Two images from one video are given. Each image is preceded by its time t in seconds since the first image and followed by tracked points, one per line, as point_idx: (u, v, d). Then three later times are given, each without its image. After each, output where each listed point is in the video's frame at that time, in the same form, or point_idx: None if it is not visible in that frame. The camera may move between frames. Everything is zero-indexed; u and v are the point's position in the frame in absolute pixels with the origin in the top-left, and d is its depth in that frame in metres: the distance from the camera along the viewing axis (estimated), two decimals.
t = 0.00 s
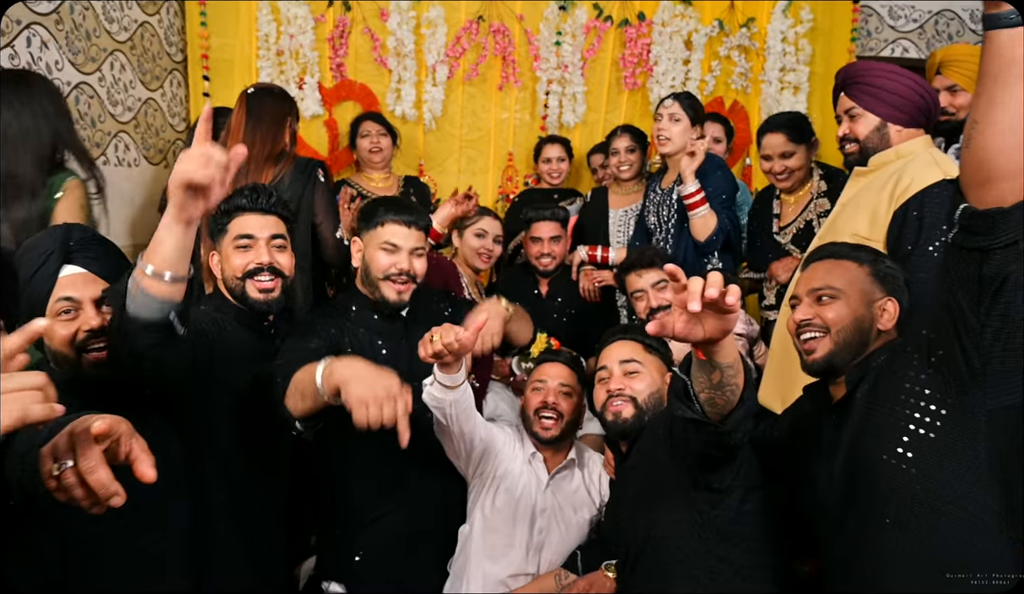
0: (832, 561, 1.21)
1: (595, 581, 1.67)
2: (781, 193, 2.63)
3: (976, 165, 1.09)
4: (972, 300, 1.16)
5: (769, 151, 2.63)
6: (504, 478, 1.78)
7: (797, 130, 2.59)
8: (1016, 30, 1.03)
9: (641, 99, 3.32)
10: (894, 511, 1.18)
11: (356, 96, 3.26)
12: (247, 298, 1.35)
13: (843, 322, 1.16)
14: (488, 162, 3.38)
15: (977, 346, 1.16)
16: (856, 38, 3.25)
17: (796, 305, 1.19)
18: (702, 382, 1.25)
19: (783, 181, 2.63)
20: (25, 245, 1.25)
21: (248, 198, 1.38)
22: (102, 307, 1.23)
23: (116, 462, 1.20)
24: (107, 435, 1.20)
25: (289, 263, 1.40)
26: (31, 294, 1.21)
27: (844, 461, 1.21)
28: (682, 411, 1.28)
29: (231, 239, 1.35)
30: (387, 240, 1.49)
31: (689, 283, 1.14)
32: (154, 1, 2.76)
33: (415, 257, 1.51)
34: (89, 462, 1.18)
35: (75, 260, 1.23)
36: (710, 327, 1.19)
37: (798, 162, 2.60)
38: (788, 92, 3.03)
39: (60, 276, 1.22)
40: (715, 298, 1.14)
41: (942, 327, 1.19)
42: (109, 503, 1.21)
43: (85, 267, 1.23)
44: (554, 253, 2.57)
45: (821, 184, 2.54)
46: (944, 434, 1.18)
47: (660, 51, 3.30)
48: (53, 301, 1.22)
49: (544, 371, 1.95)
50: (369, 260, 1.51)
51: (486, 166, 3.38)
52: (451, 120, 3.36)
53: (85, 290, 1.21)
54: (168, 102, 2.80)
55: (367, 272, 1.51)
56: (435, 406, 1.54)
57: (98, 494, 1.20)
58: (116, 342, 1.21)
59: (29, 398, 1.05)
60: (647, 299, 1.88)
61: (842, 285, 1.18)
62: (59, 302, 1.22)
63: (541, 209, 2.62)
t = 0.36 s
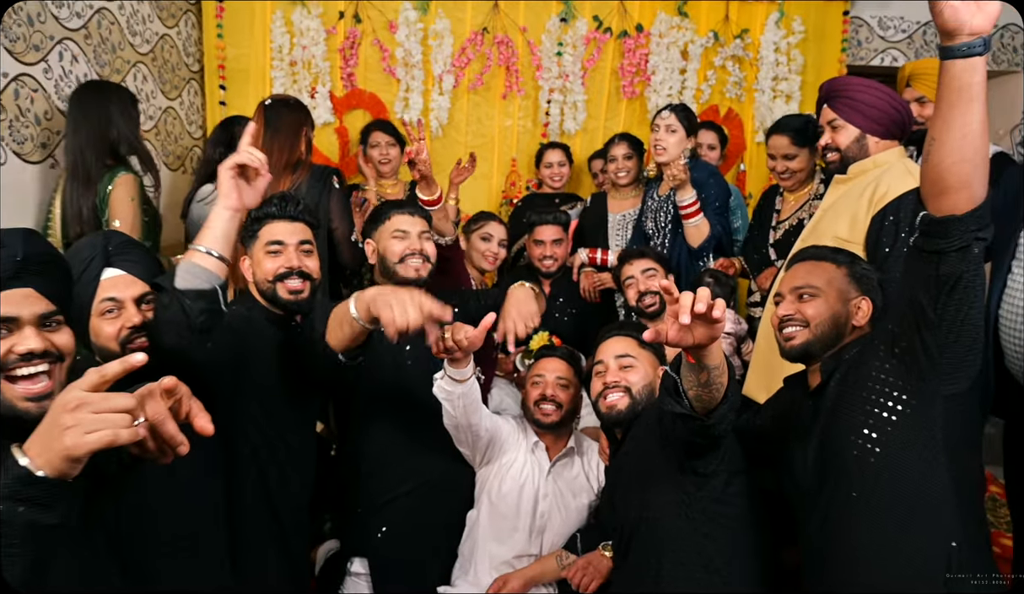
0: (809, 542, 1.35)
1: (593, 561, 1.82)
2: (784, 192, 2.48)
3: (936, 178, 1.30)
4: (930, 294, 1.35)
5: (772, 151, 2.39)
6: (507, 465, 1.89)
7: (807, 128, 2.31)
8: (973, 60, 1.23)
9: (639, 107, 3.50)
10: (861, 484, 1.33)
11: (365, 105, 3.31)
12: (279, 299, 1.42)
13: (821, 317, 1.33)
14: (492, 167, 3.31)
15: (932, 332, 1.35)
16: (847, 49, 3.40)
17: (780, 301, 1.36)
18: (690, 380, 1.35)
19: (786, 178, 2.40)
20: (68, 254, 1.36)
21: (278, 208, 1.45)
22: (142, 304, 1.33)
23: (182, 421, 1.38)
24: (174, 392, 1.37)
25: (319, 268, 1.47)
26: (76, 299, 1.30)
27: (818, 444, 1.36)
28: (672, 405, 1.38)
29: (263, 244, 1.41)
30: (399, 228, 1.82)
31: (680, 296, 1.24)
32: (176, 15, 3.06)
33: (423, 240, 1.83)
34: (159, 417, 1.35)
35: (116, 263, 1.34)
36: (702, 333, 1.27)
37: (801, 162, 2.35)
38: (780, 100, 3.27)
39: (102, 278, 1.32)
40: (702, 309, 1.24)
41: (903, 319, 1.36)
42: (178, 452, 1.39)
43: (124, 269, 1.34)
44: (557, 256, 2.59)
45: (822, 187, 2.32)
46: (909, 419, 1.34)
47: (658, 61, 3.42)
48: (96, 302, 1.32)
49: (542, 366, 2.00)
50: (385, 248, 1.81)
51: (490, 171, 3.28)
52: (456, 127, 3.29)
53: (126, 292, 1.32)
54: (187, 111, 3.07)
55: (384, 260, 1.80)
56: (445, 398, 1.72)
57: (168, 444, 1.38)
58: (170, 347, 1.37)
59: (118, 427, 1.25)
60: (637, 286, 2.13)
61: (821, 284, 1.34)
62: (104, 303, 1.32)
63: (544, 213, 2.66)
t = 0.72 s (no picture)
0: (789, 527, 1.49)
1: (593, 544, 1.84)
2: (778, 199, 2.56)
3: (909, 195, 1.38)
4: (902, 296, 1.40)
5: (767, 159, 2.52)
6: (517, 456, 2.01)
7: (802, 138, 2.47)
8: (945, 91, 1.34)
9: (638, 116, 3.56)
10: (839, 468, 1.41)
11: (375, 114, 3.47)
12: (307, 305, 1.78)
13: (808, 318, 1.53)
14: (496, 174, 3.58)
15: (904, 332, 1.40)
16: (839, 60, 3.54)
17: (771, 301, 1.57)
18: (673, 372, 1.47)
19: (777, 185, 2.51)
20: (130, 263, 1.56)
21: (299, 215, 1.93)
22: (199, 313, 1.54)
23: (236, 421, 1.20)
24: (230, 393, 1.19)
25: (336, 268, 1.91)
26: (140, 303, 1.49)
27: (803, 433, 1.48)
28: (658, 394, 1.51)
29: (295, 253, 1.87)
30: (422, 231, 2.07)
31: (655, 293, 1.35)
32: (193, 29, 3.17)
33: (444, 241, 2.08)
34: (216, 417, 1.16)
35: (177, 274, 1.56)
36: (677, 327, 1.39)
37: (795, 170, 2.47)
38: (774, 109, 3.50)
39: (165, 287, 1.52)
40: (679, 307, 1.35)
41: (879, 324, 1.45)
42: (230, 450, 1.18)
43: (183, 280, 1.56)
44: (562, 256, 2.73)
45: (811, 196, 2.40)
46: (885, 413, 1.42)
47: (656, 72, 3.48)
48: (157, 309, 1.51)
49: (550, 366, 2.09)
50: (410, 251, 2.07)
51: (494, 177, 3.58)
52: (463, 136, 3.54)
53: (184, 301, 1.53)
54: (204, 120, 3.25)
55: (411, 260, 2.07)
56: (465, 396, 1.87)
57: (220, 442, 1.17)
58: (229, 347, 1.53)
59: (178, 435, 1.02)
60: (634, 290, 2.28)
61: (808, 288, 1.55)
62: (164, 311, 1.50)
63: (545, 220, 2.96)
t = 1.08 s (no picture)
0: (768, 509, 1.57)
1: (585, 531, 1.91)
2: (761, 202, 2.65)
3: (880, 201, 1.41)
4: (874, 296, 1.45)
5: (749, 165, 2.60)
6: (512, 446, 2.08)
7: (782, 143, 2.54)
8: (912, 104, 1.35)
9: (633, 120, 3.66)
10: (818, 454, 1.47)
11: (377, 119, 3.58)
12: (302, 293, 1.83)
13: (794, 316, 1.57)
14: (494, 176, 3.68)
15: (876, 328, 1.45)
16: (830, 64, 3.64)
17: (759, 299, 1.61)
18: (659, 362, 1.54)
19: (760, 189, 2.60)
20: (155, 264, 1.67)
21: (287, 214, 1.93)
22: (216, 312, 1.63)
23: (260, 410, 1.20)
24: (255, 384, 1.20)
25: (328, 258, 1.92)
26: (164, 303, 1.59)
27: (784, 423, 1.53)
28: (645, 383, 1.59)
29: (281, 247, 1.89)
30: (414, 234, 2.21)
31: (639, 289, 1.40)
32: (201, 37, 3.27)
33: (434, 242, 2.22)
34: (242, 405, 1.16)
35: (197, 275, 1.66)
36: (663, 321, 1.44)
37: (776, 175, 2.56)
38: (765, 113, 3.55)
39: (186, 287, 1.62)
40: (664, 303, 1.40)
41: (854, 322, 1.51)
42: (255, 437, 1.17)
43: (203, 281, 1.65)
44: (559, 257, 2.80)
45: (795, 199, 2.51)
46: (859, 403, 1.49)
47: (650, 77, 3.59)
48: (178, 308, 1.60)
49: (544, 361, 2.18)
50: (404, 252, 2.22)
51: (493, 179, 3.68)
52: (462, 139, 3.65)
53: (203, 300, 1.62)
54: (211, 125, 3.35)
55: (405, 262, 2.21)
56: (469, 388, 1.94)
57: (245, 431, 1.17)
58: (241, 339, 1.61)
59: (212, 416, 1.02)
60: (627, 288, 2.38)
61: (793, 286, 1.60)
62: (185, 309, 1.60)
63: (546, 220, 2.86)
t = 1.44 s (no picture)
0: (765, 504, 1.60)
1: (584, 525, 1.94)
2: (760, 201, 2.68)
3: (868, 201, 1.38)
4: (866, 291, 1.41)
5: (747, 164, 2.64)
6: (508, 440, 2.12)
7: (781, 143, 2.60)
8: (898, 106, 1.34)
9: (636, 119, 3.69)
10: (811, 447, 1.47)
11: (383, 120, 3.63)
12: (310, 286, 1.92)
13: (797, 313, 1.58)
14: (498, 175, 3.73)
15: (868, 323, 1.43)
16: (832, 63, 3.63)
17: (763, 294, 1.62)
18: (654, 356, 1.53)
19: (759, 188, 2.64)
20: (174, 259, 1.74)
21: (298, 214, 1.99)
22: (233, 302, 1.68)
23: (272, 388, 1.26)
24: (267, 364, 1.26)
25: (338, 255, 1.96)
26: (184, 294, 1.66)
27: (779, 416, 1.53)
28: (641, 376, 1.57)
29: (294, 243, 1.94)
30: (431, 235, 2.26)
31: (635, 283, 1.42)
32: (211, 40, 3.33)
33: (449, 244, 2.26)
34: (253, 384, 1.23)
35: (214, 267, 1.72)
36: (658, 315, 1.46)
37: (774, 173, 2.60)
38: (768, 113, 3.63)
39: (203, 279, 1.68)
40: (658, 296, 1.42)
41: (846, 316, 1.47)
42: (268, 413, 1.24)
43: (219, 273, 1.70)
44: (561, 256, 2.83)
45: (793, 198, 2.54)
46: (853, 396, 1.47)
47: (653, 77, 3.62)
48: (197, 298, 1.66)
49: (542, 357, 2.22)
50: (419, 253, 2.26)
51: (497, 179, 3.73)
52: (467, 139, 3.70)
53: (220, 290, 1.67)
54: (220, 126, 3.41)
55: (420, 260, 2.26)
56: (463, 375, 1.99)
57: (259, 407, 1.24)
58: (249, 331, 1.63)
59: (222, 389, 1.08)
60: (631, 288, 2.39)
61: (797, 282, 1.61)
62: (202, 299, 1.66)
63: (548, 217, 2.85)
